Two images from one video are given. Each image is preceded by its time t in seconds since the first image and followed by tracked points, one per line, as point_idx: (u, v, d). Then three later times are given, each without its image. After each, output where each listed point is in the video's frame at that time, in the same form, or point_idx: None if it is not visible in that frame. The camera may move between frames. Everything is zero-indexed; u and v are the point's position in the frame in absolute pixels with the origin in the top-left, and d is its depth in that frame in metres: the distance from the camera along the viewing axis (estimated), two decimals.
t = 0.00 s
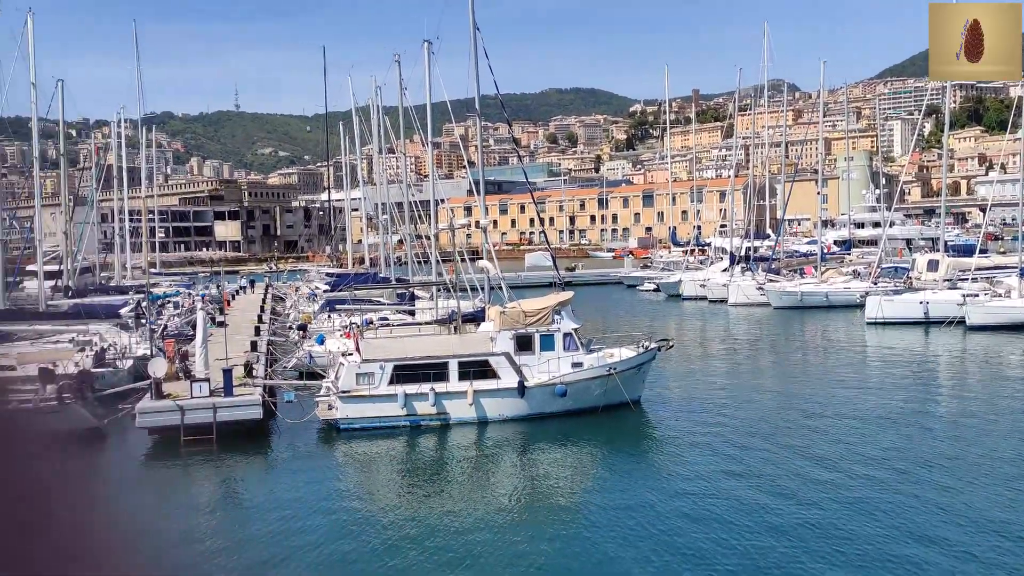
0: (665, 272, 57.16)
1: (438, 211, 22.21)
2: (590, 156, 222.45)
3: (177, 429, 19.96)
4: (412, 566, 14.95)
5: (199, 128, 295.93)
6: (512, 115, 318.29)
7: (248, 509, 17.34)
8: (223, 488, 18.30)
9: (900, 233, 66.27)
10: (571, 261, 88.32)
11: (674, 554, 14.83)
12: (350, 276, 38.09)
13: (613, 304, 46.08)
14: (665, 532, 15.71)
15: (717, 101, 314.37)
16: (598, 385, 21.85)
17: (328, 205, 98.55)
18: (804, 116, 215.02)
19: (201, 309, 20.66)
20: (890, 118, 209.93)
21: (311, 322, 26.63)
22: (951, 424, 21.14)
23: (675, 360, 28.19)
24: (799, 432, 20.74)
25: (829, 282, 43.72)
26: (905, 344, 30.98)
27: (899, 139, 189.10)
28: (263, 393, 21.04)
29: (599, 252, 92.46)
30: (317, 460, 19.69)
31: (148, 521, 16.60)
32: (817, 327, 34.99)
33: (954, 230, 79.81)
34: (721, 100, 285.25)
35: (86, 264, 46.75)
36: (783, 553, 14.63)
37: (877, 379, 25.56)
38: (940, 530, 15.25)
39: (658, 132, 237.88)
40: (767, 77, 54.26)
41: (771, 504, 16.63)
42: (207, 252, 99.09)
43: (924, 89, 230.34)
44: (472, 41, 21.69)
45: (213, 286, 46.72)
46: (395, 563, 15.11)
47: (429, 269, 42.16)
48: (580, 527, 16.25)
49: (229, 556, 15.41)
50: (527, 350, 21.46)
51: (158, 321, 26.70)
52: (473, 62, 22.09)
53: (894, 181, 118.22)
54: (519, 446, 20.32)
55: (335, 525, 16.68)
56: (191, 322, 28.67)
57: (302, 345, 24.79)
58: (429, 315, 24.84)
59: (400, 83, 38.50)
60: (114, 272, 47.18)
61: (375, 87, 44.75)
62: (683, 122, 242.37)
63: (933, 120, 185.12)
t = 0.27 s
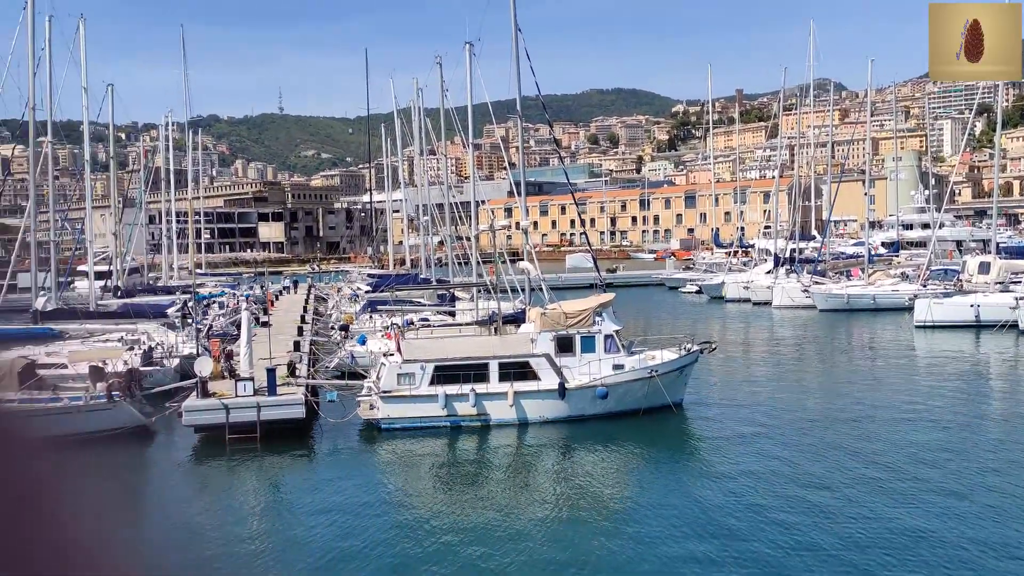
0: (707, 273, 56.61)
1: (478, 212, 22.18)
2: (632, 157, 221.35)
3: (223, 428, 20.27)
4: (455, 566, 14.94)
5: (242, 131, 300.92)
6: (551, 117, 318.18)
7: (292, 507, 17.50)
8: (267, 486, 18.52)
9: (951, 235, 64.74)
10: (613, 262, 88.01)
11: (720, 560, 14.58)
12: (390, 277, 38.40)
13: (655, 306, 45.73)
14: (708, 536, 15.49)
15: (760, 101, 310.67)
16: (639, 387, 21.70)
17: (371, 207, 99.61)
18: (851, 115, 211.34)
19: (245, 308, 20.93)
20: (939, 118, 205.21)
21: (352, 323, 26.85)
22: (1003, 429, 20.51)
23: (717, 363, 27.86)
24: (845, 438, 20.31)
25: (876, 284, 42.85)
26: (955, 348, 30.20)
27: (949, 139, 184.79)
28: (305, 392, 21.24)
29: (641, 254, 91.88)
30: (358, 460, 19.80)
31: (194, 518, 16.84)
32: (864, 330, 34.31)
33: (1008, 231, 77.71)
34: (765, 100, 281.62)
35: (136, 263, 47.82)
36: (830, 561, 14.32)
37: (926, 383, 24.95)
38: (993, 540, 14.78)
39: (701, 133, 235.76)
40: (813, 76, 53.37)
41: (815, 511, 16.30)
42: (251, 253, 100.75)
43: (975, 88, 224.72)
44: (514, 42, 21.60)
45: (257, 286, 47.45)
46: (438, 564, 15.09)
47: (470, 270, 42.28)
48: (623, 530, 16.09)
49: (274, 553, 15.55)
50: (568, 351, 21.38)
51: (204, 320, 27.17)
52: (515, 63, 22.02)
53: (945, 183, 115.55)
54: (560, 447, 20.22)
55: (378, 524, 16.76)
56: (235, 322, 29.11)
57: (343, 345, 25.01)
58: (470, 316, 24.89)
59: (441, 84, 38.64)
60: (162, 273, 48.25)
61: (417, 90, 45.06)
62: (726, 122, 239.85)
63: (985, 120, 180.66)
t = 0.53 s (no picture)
0: (752, 274, 56.08)
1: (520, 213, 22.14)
2: (674, 157, 220.09)
3: (267, 426, 20.51)
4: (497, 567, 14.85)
5: (288, 134, 306.58)
6: (591, 118, 317.70)
7: (333, 505, 17.60)
8: (309, 484, 18.66)
9: (1005, 236, 63.16)
10: (655, 263, 87.73)
11: (765, 565, 14.34)
12: (431, 277, 38.66)
13: (697, 307, 45.37)
14: (752, 540, 15.25)
15: (803, 100, 306.42)
16: (682, 389, 21.49)
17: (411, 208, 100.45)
18: (898, 114, 207.41)
19: (289, 308, 21.14)
20: (990, 116, 200.34)
21: (394, 323, 27.00)
22: None
23: (761, 364, 27.54)
24: (894, 442, 19.83)
25: (926, 286, 41.98)
26: (1009, 351, 29.42)
27: (1000, 138, 180.36)
28: (348, 391, 21.42)
29: (684, 255, 91.34)
30: (400, 459, 19.87)
31: (237, 516, 17.04)
32: (914, 332, 33.61)
33: None
34: (808, 99, 277.76)
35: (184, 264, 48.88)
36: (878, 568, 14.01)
37: (979, 387, 24.32)
38: None
39: (745, 133, 233.43)
40: (861, 74, 52.47)
41: (862, 517, 15.93)
42: (295, 254, 102.28)
43: None
44: (556, 42, 21.52)
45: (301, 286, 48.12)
46: (480, 564, 15.02)
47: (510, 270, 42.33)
48: (666, 533, 15.89)
49: (316, 551, 15.63)
50: (609, 353, 21.27)
51: (249, 320, 27.60)
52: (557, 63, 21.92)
53: (997, 182, 112.76)
54: (601, 449, 20.07)
55: (419, 524, 16.75)
56: (279, 322, 29.53)
57: (385, 345, 25.19)
58: (511, 317, 24.92)
59: (484, 85, 38.69)
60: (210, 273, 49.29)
61: (458, 90, 45.26)
62: (769, 122, 237.12)
63: None
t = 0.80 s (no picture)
0: (794, 274, 55.40)
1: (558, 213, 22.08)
2: (713, 156, 218.38)
3: (307, 424, 20.72)
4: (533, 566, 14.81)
5: (328, 136, 310.70)
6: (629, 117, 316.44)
7: (371, 504, 17.70)
8: (349, 482, 18.80)
9: None
10: (695, 263, 87.18)
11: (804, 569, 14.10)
12: (469, 277, 38.78)
13: (737, 307, 44.99)
14: (790, 544, 15.01)
15: (844, 98, 301.81)
16: (723, 390, 21.26)
17: (449, 208, 100.93)
18: (944, 111, 203.23)
19: (328, 307, 21.29)
20: None
21: (433, 323, 27.12)
22: None
23: (804, 365, 27.14)
24: (940, 445, 19.39)
25: (974, 286, 41.05)
26: None
27: None
28: (387, 390, 21.55)
29: (723, 255, 90.71)
30: (437, 459, 19.91)
31: (278, 512, 17.24)
32: (961, 334, 32.88)
33: None
34: (850, 97, 273.46)
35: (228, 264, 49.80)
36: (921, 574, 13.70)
37: None
38: None
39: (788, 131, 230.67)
40: (908, 70, 51.49)
41: (907, 522, 15.58)
42: (334, 255, 103.54)
43: None
44: (595, 40, 21.43)
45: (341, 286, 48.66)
46: (517, 563, 15.00)
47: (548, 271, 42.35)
48: (705, 536, 15.70)
49: (353, 548, 15.75)
50: (649, 353, 21.13)
51: (289, 319, 27.94)
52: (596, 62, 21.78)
53: None
54: (640, 450, 19.91)
55: (455, 523, 16.77)
56: (319, 321, 29.84)
57: (424, 344, 25.31)
58: (550, 316, 24.88)
59: (522, 85, 38.69)
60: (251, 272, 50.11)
61: (497, 90, 45.35)
62: (810, 120, 234.01)
63: None
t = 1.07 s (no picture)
0: (836, 276, 54.72)
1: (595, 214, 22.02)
2: (753, 156, 216.50)
3: (345, 423, 20.85)
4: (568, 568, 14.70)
5: (364, 138, 313.85)
6: (665, 118, 314.83)
7: (407, 503, 17.72)
8: (385, 481, 18.87)
9: None
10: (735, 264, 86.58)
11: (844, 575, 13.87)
12: (506, 278, 38.84)
13: (777, 309, 44.52)
14: (829, 550, 14.76)
15: (885, 97, 297.09)
16: (763, 393, 21.02)
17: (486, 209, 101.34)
18: (990, 110, 199.01)
19: (366, 307, 21.42)
20: None
21: (470, 323, 27.16)
22: None
23: (845, 368, 26.77)
24: (986, 451, 18.95)
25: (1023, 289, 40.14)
26: None
27: None
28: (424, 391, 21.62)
29: (763, 256, 89.93)
30: (474, 459, 19.92)
31: (314, 510, 17.35)
32: (1009, 337, 32.17)
33: None
34: (891, 97, 269.06)
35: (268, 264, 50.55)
36: None
37: None
38: None
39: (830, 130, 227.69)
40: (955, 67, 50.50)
41: (951, 529, 15.26)
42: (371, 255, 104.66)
43: None
44: (634, 41, 21.37)
45: (378, 286, 49.09)
46: (552, 564, 14.91)
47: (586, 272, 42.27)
48: (744, 540, 15.48)
49: (387, 546, 15.77)
50: (687, 355, 21.01)
51: (327, 319, 28.22)
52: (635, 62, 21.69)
53: None
54: (678, 452, 19.75)
55: (490, 522, 16.73)
56: (357, 321, 30.11)
57: (461, 345, 25.40)
58: (587, 317, 24.84)
59: (560, 86, 38.67)
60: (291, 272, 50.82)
61: (535, 91, 45.42)
62: (850, 120, 230.81)
63: None
